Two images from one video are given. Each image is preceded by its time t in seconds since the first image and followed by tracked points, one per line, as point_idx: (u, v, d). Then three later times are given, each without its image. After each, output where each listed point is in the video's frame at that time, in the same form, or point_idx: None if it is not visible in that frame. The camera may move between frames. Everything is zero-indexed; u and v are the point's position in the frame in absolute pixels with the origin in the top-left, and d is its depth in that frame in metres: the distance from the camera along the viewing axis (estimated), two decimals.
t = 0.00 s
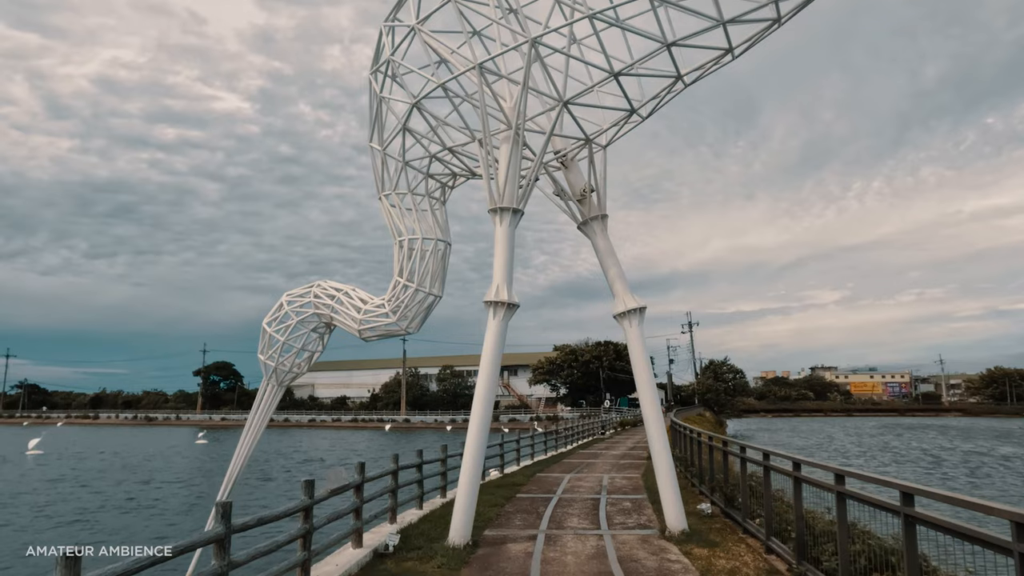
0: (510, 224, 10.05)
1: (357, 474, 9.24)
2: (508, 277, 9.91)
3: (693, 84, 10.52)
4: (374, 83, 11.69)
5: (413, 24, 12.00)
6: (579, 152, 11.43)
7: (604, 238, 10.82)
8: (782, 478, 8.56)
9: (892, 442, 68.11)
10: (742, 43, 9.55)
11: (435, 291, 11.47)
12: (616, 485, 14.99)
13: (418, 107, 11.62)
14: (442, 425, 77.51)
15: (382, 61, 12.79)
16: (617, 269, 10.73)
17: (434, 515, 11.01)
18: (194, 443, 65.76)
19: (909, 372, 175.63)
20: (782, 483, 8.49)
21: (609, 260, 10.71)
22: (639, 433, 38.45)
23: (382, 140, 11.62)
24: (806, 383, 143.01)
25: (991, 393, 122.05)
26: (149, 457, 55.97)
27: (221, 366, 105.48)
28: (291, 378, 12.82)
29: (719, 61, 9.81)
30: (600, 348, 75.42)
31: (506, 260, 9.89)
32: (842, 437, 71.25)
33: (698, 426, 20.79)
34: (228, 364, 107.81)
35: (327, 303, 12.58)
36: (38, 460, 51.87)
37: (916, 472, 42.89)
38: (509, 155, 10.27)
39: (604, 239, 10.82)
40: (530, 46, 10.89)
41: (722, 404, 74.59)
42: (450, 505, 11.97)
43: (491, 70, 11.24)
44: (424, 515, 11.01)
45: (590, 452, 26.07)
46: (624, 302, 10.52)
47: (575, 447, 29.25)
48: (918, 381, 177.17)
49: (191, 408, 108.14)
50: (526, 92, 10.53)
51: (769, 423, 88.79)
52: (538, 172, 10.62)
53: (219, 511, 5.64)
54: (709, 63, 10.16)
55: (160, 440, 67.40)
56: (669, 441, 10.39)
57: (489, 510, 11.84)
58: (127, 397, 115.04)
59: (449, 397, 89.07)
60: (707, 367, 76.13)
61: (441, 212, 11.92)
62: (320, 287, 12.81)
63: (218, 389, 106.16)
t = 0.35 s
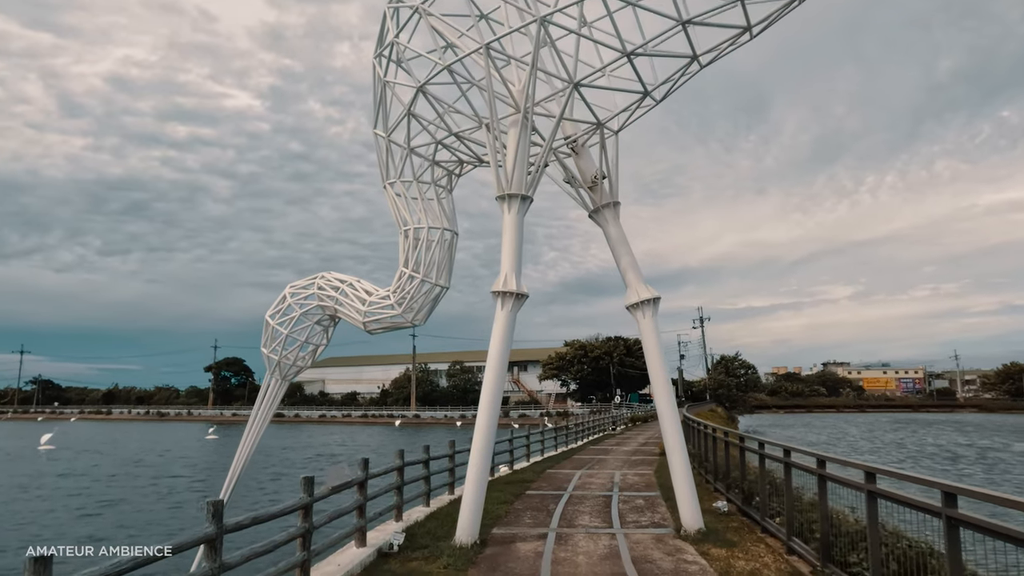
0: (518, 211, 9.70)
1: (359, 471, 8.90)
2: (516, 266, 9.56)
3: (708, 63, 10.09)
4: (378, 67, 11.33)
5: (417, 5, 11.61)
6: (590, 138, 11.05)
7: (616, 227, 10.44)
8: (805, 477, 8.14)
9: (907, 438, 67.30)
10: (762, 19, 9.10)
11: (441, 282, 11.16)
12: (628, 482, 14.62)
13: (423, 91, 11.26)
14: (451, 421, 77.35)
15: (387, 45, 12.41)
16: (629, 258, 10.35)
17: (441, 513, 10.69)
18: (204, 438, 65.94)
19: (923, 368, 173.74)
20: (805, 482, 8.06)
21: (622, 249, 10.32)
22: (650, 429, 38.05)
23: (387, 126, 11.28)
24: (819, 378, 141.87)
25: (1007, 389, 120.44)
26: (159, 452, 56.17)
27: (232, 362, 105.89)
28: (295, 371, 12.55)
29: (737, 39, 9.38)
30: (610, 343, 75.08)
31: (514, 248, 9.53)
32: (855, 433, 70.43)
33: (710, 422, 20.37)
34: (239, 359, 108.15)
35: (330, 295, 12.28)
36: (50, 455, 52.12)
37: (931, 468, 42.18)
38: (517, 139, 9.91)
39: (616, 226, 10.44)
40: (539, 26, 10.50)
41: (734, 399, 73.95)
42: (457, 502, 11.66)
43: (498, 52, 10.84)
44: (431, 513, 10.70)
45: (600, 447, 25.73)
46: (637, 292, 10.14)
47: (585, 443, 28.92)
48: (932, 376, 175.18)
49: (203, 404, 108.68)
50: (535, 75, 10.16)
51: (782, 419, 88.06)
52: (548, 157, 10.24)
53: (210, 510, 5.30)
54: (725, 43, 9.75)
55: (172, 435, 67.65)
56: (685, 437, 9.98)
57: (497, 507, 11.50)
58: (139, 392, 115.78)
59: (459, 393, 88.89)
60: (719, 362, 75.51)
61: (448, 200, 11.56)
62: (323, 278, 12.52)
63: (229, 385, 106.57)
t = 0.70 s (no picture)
0: (529, 201, 9.34)
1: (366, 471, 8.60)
2: (527, 258, 9.21)
3: (728, 46, 9.66)
4: (384, 54, 11.03)
5: None
6: (603, 125, 10.66)
7: (632, 218, 10.04)
8: (831, 478, 7.72)
9: (927, 435, 66.26)
10: None
11: (451, 276, 10.86)
12: (644, 481, 14.24)
13: (430, 79, 10.93)
14: (465, 417, 77.21)
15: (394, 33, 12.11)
16: (645, 250, 9.96)
17: (450, 512, 10.40)
18: (219, 434, 66.24)
19: (942, 364, 171.21)
20: (832, 484, 7.65)
21: (637, 241, 9.94)
22: (665, 426, 37.59)
23: (393, 115, 10.98)
24: (835, 374, 140.30)
25: None
26: (175, 448, 56.46)
27: (247, 358, 106.47)
28: (302, 367, 12.31)
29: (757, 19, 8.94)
30: (624, 339, 74.59)
31: (525, 240, 9.20)
32: (873, 430, 69.40)
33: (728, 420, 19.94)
34: (254, 356, 108.66)
35: (337, 289, 12.02)
36: (68, 450, 52.59)
37: (951, 466, 41.37)
38: (527, 126, 9.54)
39: (630, 217, 10.05)
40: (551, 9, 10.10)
41: (749, 396, 73.22)
42: (468, 502, 11.35)
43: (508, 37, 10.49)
44: (440, 512, 10.42)
45: (615, 445, 25.38)
46: (653, 285, 9.76)
47: (600, 440, 28.56)
48: (951, 373, 172.61)
49: (219, 400, 109.41)
50: (545, 59, 9.79)
51: (798, 416, 86.99)
52: (560, 145, 9.86)
53: (202, 512, 5.01)
54: (746, 23, 9.29)
55: (188, 431, 68.07)
56: (703, 434, 9.58)
57: (509, 506, 11.18)
58: (156, 389, 116.78)
59: (472, 389, 88.78)
60: (734, 358, 74.72)
61: (457, 191, 11.22)
62: (330, 272, 12.25)
63: (244, 381, 107.16)
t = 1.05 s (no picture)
0: (538, 191, 9.00)
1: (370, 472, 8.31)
2: (537, 250, 8.89)
3: (746, 27, 9.26)
4: (389, 42, 10.76)
5: None
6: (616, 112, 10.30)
7: (645, 208, 9.69)
8: (859, 480, 7.30)
9: (949, 433, 65.05)
10: None
11: (458, 270, 10.55)
12: (658, 480, 13.87)
13: (436, 66, 10.63)
14: (479, 414, 77.06)
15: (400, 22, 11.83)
16: (659, 242, 9.59)
17: (458, 513, 10.12)
18: (235, 430, 66.52)
19: (963, 360, 168.67)
20: (860, 485, 7.23)
21: (650, 232, 9.57)
22: (681, 423, 37.06)
23: (399, 104, 10.71)
24: (853, 371, 138.47)
25: None
26: (191, 444, 56.72)
27: (263, 355, 106.99)
28: (307, 364, 12.07)
29: None
30: (638, 336, 74.03)
31: (533, 231, 8.87)
32: (893, 427, 68.36)
33: (745, 417, 19.52)
34: (269, 353, 109.20)
35: (343, 284, 11.77)
36: (86, 446, 53.14)
37: (973, 465, 40.51)
38: (536, 112, 9.20)
39: (643, 208, 9.69)
40: None
41: (766, 393, 72.37)
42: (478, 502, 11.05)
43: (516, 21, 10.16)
44: (448, 513, 10.14)
45: (630, 442, 25.00)
46: (667, 278, 9.39)
47: (614, 437, 28.20)
48: (972, 369, 169.91)
49: (235, 397, 110.14)
50: (555, 44, 9.43)
51: (816, 413, 85.83)
52: (570, 133, 9.52)
53: (188, 518, 4.75)
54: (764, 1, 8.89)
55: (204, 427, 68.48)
56: (720, 433, 9.19)
57: (518, 507, 10.85)
58: (173, 385, 117.79)
59: (486, 386, 88.65)
60: (750, 355, 73.86)
61: (464, 183, 10.92)
62: (335, 267, 12.00)
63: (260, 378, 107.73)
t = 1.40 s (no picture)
0: (550, 179, 8.68)
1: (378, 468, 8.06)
2: (547, 240, 8.57)
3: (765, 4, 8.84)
4: (395, 27, 10.49)
5: None
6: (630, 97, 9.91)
7: (661, 196, 9.32)
8: (890, 478, 6.88)
9: (973, 429, 63.68)
10: None
11: (468, 262, 10.24)
12: (677, 478, 13.46)
13: (443, 50, 10.33)
14: (494, 411, 76.87)
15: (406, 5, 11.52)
16: (676, 231, 9.22)
17: (469, 511, 9.85)
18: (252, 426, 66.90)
19: (987, 356, 165.49)
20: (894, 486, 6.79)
21: (667, 221, 9.22)
22: (699, 419, 36.55)
23: (406, 91, 10.46)
24: (874, 367, 136.48)
25: None
26: (208, 440, 57.07)
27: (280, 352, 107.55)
28: (315, 359, 11.87)
29: None
30: (654, 331, 73.41)
31: (544, 219, 8.55)
32: (915, 424, 67.02)
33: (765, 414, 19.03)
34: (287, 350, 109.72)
35: (351, 276, 11.52)
36: (106, 442, 53.71)
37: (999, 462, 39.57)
38: (547, 95, 8.87)
39: (659, 196, 9.33)
40: None
41: (785, 389, 71.38)
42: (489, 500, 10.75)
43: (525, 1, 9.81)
44: (459, 511, 9.86)
45: (647, 439, 24.60)
46: (684, 268, 9.02)
47: (631, 433, 27.78)
48: (996, 365, 166.67)
49: (253, 393, 110.98)
50: (566, 27, 9.08)
51: (836, 409, 84.61)
52: (582, 118, 9.16)
53: (177, 519, 4.50)
54: None
55: (221, 423, 68.98)
56: (740, 430, 8.80)
57: (531, 505, 10.54)
58: (192, 382, 119.00)
59: (502, 383, 88.46)
60: (769, 351, 72.89)
61: (474, 171, 10.60)
62: (342, 260, 11.76)
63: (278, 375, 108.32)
